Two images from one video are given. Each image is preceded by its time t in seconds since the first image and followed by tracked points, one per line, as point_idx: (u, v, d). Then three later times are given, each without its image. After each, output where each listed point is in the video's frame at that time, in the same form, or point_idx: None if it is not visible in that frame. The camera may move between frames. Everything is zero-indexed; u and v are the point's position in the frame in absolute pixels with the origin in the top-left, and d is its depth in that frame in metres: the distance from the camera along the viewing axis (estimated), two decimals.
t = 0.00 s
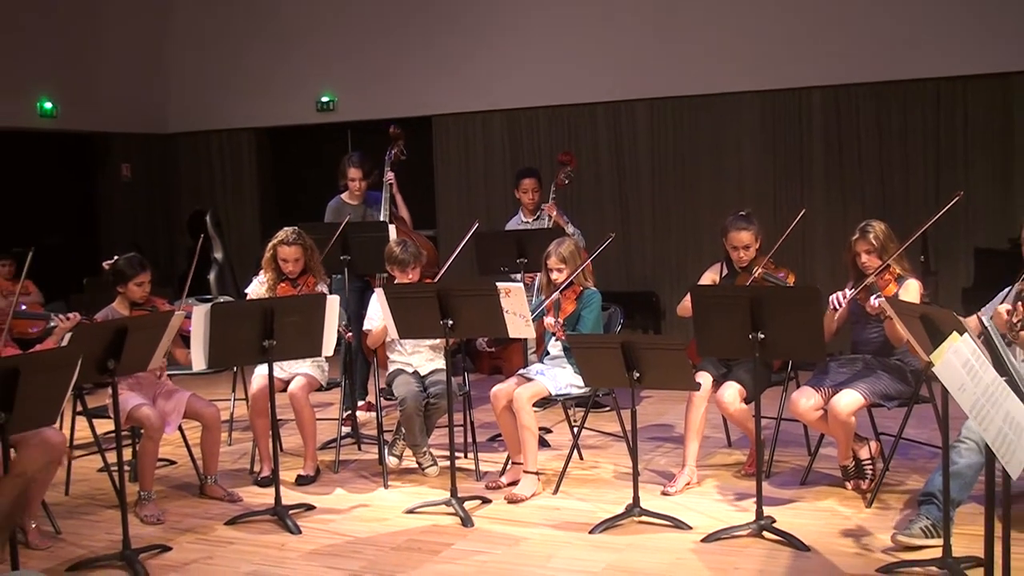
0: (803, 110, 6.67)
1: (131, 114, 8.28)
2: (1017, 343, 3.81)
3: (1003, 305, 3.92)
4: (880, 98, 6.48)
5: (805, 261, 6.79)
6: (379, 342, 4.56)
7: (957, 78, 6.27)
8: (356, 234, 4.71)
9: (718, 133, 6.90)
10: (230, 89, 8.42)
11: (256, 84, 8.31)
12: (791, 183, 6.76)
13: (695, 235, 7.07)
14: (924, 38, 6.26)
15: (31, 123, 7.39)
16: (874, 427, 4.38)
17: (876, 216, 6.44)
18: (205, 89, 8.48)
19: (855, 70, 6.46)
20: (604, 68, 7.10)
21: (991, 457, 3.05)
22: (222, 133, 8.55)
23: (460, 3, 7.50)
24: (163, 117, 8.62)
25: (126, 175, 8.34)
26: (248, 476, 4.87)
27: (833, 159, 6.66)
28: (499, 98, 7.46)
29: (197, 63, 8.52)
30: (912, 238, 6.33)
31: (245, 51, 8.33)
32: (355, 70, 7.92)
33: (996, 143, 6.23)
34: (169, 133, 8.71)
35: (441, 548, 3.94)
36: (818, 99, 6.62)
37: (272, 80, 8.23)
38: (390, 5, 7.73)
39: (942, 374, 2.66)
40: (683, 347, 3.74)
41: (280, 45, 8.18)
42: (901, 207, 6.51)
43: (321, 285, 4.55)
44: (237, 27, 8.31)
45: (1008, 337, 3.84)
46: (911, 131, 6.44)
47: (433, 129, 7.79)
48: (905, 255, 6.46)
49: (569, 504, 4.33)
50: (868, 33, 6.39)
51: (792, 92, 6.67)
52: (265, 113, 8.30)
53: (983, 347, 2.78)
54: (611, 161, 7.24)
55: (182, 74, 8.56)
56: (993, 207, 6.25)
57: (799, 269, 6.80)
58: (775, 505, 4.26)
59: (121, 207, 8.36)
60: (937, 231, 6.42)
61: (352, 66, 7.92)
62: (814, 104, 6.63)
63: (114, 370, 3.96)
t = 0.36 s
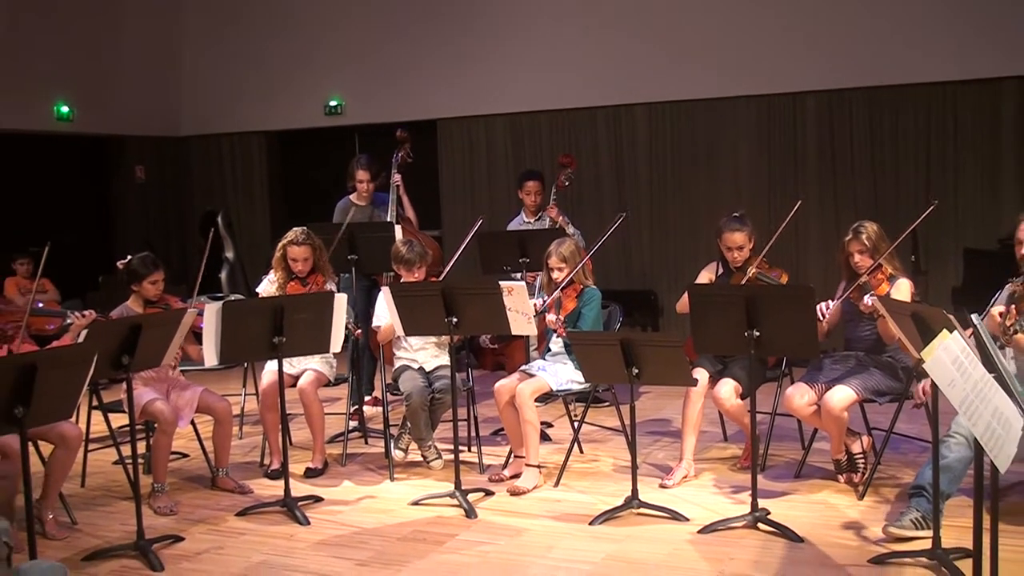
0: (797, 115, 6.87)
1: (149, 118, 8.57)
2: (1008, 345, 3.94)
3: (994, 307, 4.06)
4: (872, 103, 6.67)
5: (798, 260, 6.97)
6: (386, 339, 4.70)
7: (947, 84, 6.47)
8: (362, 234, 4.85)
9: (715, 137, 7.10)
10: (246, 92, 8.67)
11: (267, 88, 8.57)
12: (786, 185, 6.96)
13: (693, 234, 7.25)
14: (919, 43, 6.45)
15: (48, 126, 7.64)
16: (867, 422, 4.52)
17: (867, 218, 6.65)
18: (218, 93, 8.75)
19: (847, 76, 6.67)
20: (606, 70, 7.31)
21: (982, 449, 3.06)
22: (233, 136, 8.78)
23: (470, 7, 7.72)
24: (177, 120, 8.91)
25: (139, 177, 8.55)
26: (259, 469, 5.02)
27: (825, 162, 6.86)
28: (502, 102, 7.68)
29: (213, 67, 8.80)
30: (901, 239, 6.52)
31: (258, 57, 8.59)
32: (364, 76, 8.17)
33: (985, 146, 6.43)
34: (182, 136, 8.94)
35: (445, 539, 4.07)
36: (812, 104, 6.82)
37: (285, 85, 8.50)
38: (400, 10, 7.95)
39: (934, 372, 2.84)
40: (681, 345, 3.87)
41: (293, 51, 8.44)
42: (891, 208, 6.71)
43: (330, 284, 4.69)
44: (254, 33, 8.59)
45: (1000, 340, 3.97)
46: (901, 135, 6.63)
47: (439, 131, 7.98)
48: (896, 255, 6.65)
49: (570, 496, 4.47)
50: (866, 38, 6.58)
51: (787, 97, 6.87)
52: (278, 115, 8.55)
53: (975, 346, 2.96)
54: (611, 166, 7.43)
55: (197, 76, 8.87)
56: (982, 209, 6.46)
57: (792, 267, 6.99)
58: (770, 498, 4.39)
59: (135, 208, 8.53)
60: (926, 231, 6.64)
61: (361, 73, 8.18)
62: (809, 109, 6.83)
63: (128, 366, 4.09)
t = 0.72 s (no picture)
0: (790, 118, 7.12)
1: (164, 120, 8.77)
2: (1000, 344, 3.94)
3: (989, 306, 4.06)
4: (863, 108, 6.91)
5: (790, 259, 7.24)
6: (391, 334, 4.84)
7: (936, 89, 6.68)
8: (368, 233, 5.00)
9: (711, 140, 7.37)
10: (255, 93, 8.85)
11: (277, 91, 8.79)
12: (780, 187, 7.22)
13: (689, 233, 7.52)
14: (913, 50, 6.65)
15: (66, 129, 7.86)
16: (857, 416, 4.66)
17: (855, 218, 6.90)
18: (230, 97, 8.99)
19: (839, 82, 6.89)
20: (609, 75, 7.54)
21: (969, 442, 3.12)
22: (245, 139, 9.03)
23: (480, 13, 7.95)
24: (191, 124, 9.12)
25: (152, 178, 8.79)
26: (268, 461, 5.18)
27: (816, 164, 7.12)
28: (505, 107, 7.92)
29: (223, 71, 9.02)
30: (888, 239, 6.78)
31: (269, 61, 8.82)
32: (372, 80, 8.40)
33: (974, 149, 6.65)
34: (195, 140, 9.20)
35: (449, 528, 4.22)
36: (805, 109, 7.07)
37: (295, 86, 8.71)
38: (410, 15, 8.19)
39: (920, 366, 2.92)
40: (677, 341, 4.01)
41: (304, 53, 8.67)
42: (880, 209, 6.95)
43: (337, 282, 4.84)
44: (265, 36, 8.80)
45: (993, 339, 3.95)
46: (891, 139, 6.86)
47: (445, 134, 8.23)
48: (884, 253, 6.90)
49: (569, 488, 4.61)
50: (862, 44, 6.78)
51: (781, 102, 7.11)
52: (287, 117, 8.78)
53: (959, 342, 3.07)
54: (609, 166, 7.70)
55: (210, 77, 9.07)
56: (970, 210, 6.67)
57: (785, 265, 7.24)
58: (764, 489, 4.53)
59: (150, 212, 8.84)
60: (916, 232, 6.85)
61: (369, 78, 8.41)
62: (801, 114, 7.08)
63: (142, 361, 4.22)
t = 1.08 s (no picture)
0: (786, 120, 7.25)
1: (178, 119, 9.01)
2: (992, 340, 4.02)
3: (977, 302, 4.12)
4: (857, 110, 7.04)
5: (785, 258, 7.38)
6: (397, 329, 4.98)
7: (928, 92, 6.81)
8: (375, 231, 5.14)
9: (708, 141, 7.50)
10: (267, 93, 9.06)
11: (286, 92, 8.99)
12: (776, 186, 7.34)
13: (688, 232, 7.65)
14: (909, 52, 6.76)
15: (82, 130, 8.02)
16: (850, 410, 4.79)
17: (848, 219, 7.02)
18: (241, 98, 9.19)
19: (834, 83, 7.01)
20: (612, 75, 7.68)
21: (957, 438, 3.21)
22: (255, 140, 9.20)
23: (485, 15, 8.10)
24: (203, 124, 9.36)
25: (165, 178, 9.06)
26: (278, 452, 5.34)
27: (811, 165, 7.23)
28: (508, 109, 8.08)
29: (234, 72, 9.23)
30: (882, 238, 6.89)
31: (279, 64, 9.02)
32: (378, 81, 8.58)
33: (965, 153, 6.77)
34: (206, 141, 9.43)
35: (453, 518, 4.36)
36: (799, 111, 7.20)
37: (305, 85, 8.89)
38: (417, 16, 8.35)
39: (912, 361, 3.01)
40: (674, 337, 4.13)
41: (314, 54, 8.84)
42: (874, 208, 7.07)
43: (345, 279, 4.97)
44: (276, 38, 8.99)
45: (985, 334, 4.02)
46: (884, 140, 6.99)
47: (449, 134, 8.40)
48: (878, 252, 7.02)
49: (569, 479, 4.75)
50: (860, 46, 6.90)
51: (776, 103, 7.24)
52: (296, 118, 8.96)
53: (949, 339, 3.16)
54: (610, 168, 7.84)
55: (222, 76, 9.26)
56: (961, 212, 6.79)
57: (780, 262, 7.39)
58: (760, 481, 4.67)
59: (163, 209, 9.09)
60: (909, 234, 6.97)
61: (375, 79, 8.59)
62: (796, 115, 7.21)
63: (155, 354, 4.36)
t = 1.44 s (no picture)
0: (782, 121, 7.37)
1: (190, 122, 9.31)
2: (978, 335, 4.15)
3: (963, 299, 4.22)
4: (851, 111, 7.16)
5: (782, 256, 7.50)
6: (404, 326, 5.12)
7: (921, 96, 6.94)
8: (383, 231, 5.29)
9: (706, 142, 7.64)
10: (280, 96, 9.30)
11: (294, 97, 9.23)
12: (772, 186, 7.47)
13: (685, 232, 7.81)
14: (905, 55, 6.89)
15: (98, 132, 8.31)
16: (844, 405, 4.93)
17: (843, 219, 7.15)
18: (253, 102, 9.46)
19: (830, 86, 7.16)
20: (615, 77, 7.83)
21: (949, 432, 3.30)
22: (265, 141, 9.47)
23: (489, 19, 8.28)
24: (215, 128, 9.64)
25: (179, 178, 9.30)
26: (288, 445, 5.50)
27: (807, 166, 7.36)
28: (510, 114, 8.27)
29: (247, 79, 9.50)
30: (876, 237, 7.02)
31: (290, 70, 9.25)
32: (384, 85, 8.78)
33: (956, 157, 6.90)
34: (218, 145, 9.70)
35: (458, 510, 4.50)
36: (795, 112, 7.32)
37: (314, 87, 9.09)
38: (424, 21, 8.54)
39: (904, 356, 3.13)
40: (674, 334, 4.27)
41: (322, 59, 9.07)
42: (869, 208, 7.20)
43: (353, 277, 5.11)
44: (287, 44, 9.23)
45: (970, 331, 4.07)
46: (878, 142, 7.11)
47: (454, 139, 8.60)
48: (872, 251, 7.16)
49: (571, 472, 4.89)
50: (858, 49, 7.03)
51: (773, 105, 7.38)
52: (304, 123, 9.20)
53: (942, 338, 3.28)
54: (610, 169, 7.98)
55: (237, 80, 9.55)
56: (952, 214, 6.93)
57: (777, 260, 7.52)
58: (756, 474, 4.81)
59: (176, 210, 9.35)
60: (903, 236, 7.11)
61: (382, 83, 8.79)
62: (792, 116, 7.34)
63: (169, 350, 4.49)
